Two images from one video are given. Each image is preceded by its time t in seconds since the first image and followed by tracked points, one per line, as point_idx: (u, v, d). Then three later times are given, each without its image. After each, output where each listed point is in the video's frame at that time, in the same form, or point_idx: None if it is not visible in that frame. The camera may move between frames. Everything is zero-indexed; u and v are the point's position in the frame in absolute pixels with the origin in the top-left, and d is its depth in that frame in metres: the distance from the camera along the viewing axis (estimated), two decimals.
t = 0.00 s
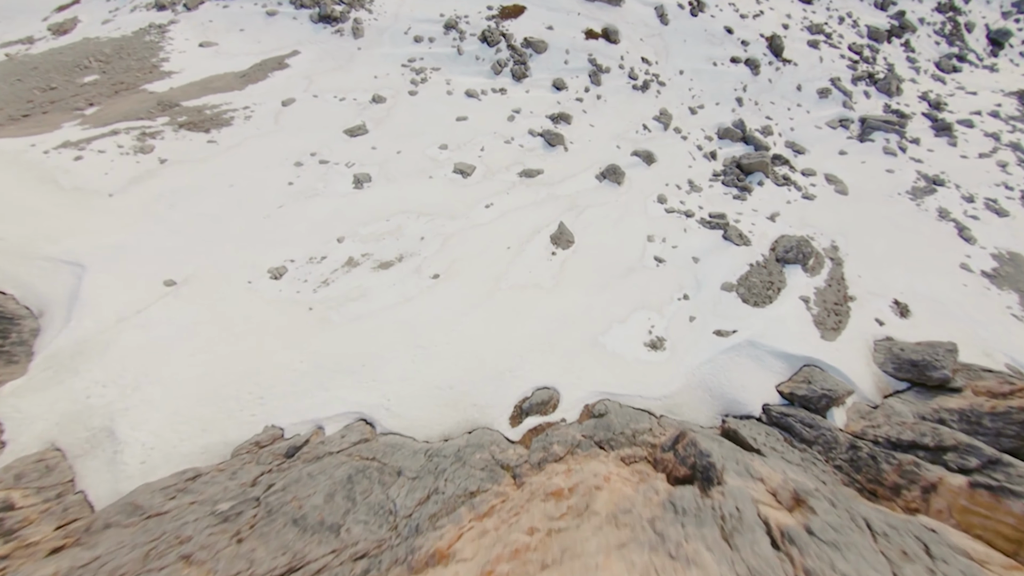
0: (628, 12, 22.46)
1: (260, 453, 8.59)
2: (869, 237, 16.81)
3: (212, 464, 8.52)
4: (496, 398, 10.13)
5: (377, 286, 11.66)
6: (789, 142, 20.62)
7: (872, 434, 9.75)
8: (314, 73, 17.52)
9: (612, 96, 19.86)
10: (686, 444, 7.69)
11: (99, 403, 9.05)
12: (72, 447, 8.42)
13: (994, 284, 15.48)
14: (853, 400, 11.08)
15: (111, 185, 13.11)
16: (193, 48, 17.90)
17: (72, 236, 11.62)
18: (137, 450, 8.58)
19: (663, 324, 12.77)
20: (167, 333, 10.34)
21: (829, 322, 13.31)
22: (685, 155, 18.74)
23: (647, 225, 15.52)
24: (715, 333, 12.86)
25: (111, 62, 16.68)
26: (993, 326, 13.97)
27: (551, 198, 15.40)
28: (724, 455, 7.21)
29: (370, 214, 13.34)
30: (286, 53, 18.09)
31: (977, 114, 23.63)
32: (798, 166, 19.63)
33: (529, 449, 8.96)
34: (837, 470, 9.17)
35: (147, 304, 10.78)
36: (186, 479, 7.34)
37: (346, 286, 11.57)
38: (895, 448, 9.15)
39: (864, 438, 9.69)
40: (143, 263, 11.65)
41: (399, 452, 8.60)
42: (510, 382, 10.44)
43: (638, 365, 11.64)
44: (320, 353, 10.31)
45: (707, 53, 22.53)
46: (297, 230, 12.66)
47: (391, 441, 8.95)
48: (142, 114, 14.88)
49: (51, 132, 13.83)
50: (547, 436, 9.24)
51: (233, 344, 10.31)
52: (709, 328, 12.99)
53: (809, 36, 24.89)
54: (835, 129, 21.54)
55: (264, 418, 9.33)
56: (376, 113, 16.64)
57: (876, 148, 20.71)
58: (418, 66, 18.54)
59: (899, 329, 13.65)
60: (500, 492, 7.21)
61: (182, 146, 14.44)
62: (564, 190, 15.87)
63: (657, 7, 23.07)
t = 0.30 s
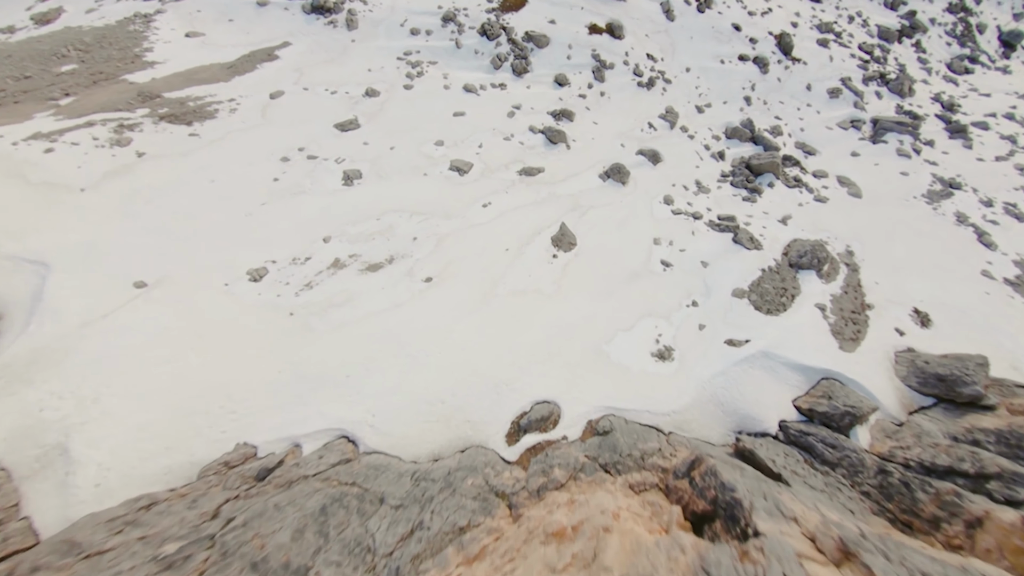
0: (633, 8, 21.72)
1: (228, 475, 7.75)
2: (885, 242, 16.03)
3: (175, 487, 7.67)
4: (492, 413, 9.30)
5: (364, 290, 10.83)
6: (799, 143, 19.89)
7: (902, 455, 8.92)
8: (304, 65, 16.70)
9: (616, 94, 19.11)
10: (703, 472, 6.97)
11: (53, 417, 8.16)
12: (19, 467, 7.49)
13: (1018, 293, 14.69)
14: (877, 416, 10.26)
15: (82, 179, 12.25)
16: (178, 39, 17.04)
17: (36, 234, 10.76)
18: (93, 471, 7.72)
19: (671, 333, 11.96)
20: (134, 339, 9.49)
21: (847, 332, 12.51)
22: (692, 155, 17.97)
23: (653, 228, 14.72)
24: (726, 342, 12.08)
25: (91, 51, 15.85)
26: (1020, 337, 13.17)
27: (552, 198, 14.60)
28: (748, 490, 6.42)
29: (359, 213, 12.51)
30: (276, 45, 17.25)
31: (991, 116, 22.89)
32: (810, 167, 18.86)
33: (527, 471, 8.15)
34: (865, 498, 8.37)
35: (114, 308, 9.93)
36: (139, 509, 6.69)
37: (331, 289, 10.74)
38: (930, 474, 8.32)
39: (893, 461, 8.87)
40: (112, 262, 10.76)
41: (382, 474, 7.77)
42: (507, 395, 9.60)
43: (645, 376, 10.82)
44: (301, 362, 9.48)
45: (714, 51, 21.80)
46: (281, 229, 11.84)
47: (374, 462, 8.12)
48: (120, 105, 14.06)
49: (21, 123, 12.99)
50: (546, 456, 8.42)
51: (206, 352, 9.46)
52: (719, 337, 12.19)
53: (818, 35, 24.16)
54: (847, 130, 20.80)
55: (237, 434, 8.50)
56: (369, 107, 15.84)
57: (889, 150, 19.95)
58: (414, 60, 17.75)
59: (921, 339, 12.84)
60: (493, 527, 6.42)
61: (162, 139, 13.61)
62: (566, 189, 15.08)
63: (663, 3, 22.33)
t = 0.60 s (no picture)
0: (638, 6, 20.97)
1: (181, 511, 6.74)
2: (906, 251, 15.12)
3: (119, 526, 6.66)
4: (486, 438, 8.33)
5: (348, 299, 9.87)
6: (811, 147, 19.07)
7: (947, 490, 7.91)
8: (293, 60, 15.82)
9: (621, 94, 18.31)
10: (731, 518, 6.27)
11: None
12: None
13: None
14: (912, 442, 9.30)
15: (45, 175, 11.31)
16: (161, 31, 16.15)
17: None
18: (25, 506, 6.71)
19: (683, 347, 11.00)
20: (87, 352, 8.49)
21: (872, 347, 11.57)
22: (700, 158, 17.11)
23: (661, 233, 13.82)
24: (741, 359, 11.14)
25: (67, 43, 14.96)
26: None
27: (553, 201, 13.70)
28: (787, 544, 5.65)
29: (345, 214, 11.57)
30: (264, 39, 16.37)
31: (1008, 121, 22.10)
32: (823, 172, 18.02)
33: (525, 508, 7.23)
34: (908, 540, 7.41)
35: (69, 317, 8.95)
36: (63, 559, 5.82)
37: (311, 297, 9.78)
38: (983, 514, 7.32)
39: (937, 497, 7.87)
40: (71, 266, 9.80)
41: (358, 512, 6.82)
42: (503, 418, 8.63)
43: (655, 395, 9.86)
44: (275, 379, 8.51)
45: (722, 52, 21.05)
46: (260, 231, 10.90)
47: (350, 496, 7.15)
48: (93, 98, 13.15)
49: None
50: (547, 491, 7.46)
51: (167, 367, 8.47)
52: (734, 352, 11.25)
53: (828, 37, 23.44)
54: (860, 134, 20.00)
55: (195, 463, 7.48)
56: (360, 104, 14.95)
57: (905, 155, 19.12)
58: (410, 56, 16.90)
59: (951, 356, 11.88)
60: None
61: (136, 134, 12.70)
62: (568, 192, 14.18)
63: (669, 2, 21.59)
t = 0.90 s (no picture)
0: (641, 9, 20.51)
1: (135, 546, 5.96)
2: (922, 259, 14.47)
3: (66, 563, 5.87)
4: (481, 462, 7.61)
5: (334, 308, 9.17)
6: (819, 152, 18.51)
7: (989, 522, 7.23)
8: (285, 59, 15.24)
9: (624, 97, 17.77)
10: (760, 564, 5.82)
11: None
12: None
13: None
14: (944, 466, 8.59)
15: (16, 175, 10.63)
16: (149, 29, 15.59)
17: None
18: None
19: (692, 361, 10.31)
20: (45, 365, 7.75)
21: (894, 362, 10.86)
22: (706, 162, 16.51)
23: (667, 240, 13.17)
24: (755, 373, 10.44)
25: (49, 40, 14.38)
26: None
27: (554, 205, 13.06)
28: None
29: (333, 218, 10.91)
30: (255, 38, 15.80)
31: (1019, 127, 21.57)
32: (832, 178, 17.44)
33: (523, 543, 6.51)
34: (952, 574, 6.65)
35: (29, 326, 8.23)
36: None
37: (294, 306, 9.08)
38: None
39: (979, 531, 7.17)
40: (35, 271, 9.09)
41: (336, 549, 6.09)
42: (499, 440, 7.91)
43: (664, 414, 9.15)
44: (250, 396, 7.79)
45: (726, 55, 20.57)
46: (242, 236, 10.22)
47: (328, 530, 6.42)
48: (72, 95, 12.53)
49: None
50: (549, 524, 6.76)
51: (132, 382, 7.73)
52: (747, 366, 10.55)
53: (834, 41, 23.01)
54: (869, 139, 19.47)
55: (156, 490, 6.71)
56: (353, 104, 14.34)
57: (916, 160, 18.54)
58: (406, 57, 16.34)
59: (977, 371, 11.15)
60: None
61: (116, 133, 12.06)
62: (570, 197, 13.54)
63: (672, 4, 21.14)
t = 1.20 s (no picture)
0: (644, 13, 19.92)
1: None
2: (947, 272, 13.59)
3: None
4: (472, 504, 6.59)
5: (309, 324, 8.19)
6: (831, 161, 17.77)
7: None
8: (271, 59, 14.44)
9: (627, 102, 17.04)
10: None
11: None
12: None
13: None
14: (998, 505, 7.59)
15: None
16: (129, 27, 14.80)
17: None
18: None
19: (707, 384, 9.35)
20: None
21: (928, 384, 9.89)
22: (714, 169, 15.71)
23: (676, 251, 12.28)
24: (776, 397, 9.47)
25: (20, 36, 13.56)
26: None
27: (555, 212, 12.18)
28: None
29: (314, 224, 9.96)
30: (241, 37, 15.02)
31: None
32: (845, 187, 16.65)
33: None
34: None
35: None
36: None
37: (265, 321, 8.10)
38: None
39: None
40: None
41: None
42: (493, 476, 6.89)
43: (679, 444, 8.15)
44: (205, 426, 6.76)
45: (732, 61, 19.96)
46: (211, 243, 9.27)
47: None
48: (38, 92, 11.67)
49: None
50: None
51: (67, 407, 6.65)
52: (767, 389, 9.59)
53: (841, 49, 22.47)
54: (881, 148, 18.75)
55: (81, 540, 5.58)
56: (342, 105, 13.48)
57: (931, 169, 17.79)
58: (399, 58, 15.57)
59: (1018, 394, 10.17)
60: None
61: (82, 131, 11.16)
62: (572, 204, 12.66)
63: (676, 10, 20.56)
